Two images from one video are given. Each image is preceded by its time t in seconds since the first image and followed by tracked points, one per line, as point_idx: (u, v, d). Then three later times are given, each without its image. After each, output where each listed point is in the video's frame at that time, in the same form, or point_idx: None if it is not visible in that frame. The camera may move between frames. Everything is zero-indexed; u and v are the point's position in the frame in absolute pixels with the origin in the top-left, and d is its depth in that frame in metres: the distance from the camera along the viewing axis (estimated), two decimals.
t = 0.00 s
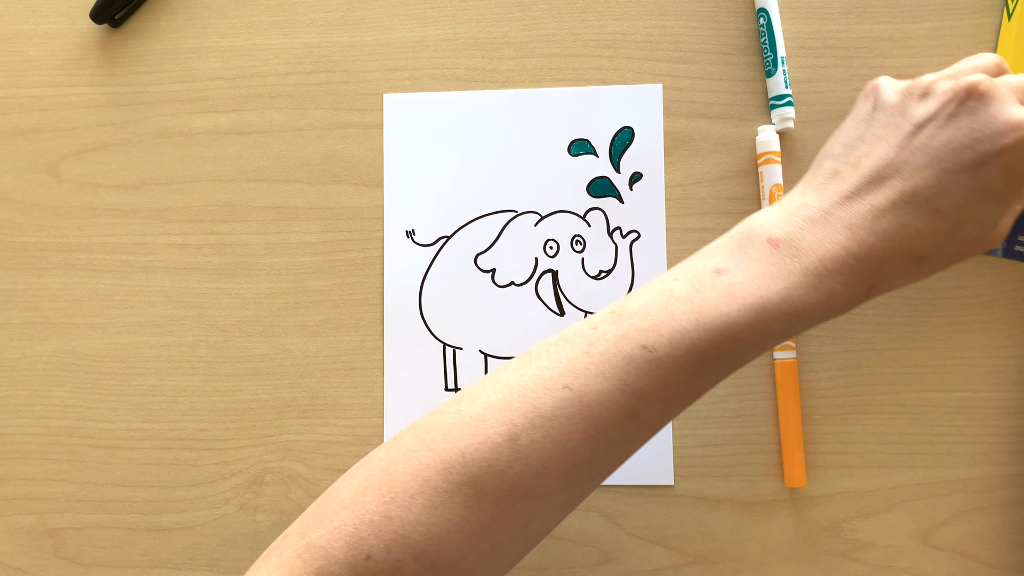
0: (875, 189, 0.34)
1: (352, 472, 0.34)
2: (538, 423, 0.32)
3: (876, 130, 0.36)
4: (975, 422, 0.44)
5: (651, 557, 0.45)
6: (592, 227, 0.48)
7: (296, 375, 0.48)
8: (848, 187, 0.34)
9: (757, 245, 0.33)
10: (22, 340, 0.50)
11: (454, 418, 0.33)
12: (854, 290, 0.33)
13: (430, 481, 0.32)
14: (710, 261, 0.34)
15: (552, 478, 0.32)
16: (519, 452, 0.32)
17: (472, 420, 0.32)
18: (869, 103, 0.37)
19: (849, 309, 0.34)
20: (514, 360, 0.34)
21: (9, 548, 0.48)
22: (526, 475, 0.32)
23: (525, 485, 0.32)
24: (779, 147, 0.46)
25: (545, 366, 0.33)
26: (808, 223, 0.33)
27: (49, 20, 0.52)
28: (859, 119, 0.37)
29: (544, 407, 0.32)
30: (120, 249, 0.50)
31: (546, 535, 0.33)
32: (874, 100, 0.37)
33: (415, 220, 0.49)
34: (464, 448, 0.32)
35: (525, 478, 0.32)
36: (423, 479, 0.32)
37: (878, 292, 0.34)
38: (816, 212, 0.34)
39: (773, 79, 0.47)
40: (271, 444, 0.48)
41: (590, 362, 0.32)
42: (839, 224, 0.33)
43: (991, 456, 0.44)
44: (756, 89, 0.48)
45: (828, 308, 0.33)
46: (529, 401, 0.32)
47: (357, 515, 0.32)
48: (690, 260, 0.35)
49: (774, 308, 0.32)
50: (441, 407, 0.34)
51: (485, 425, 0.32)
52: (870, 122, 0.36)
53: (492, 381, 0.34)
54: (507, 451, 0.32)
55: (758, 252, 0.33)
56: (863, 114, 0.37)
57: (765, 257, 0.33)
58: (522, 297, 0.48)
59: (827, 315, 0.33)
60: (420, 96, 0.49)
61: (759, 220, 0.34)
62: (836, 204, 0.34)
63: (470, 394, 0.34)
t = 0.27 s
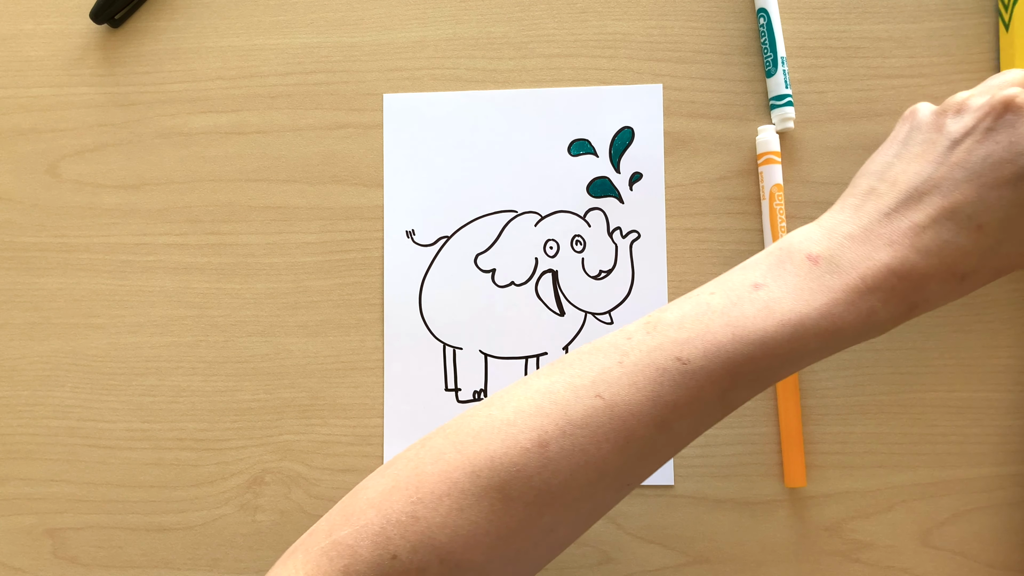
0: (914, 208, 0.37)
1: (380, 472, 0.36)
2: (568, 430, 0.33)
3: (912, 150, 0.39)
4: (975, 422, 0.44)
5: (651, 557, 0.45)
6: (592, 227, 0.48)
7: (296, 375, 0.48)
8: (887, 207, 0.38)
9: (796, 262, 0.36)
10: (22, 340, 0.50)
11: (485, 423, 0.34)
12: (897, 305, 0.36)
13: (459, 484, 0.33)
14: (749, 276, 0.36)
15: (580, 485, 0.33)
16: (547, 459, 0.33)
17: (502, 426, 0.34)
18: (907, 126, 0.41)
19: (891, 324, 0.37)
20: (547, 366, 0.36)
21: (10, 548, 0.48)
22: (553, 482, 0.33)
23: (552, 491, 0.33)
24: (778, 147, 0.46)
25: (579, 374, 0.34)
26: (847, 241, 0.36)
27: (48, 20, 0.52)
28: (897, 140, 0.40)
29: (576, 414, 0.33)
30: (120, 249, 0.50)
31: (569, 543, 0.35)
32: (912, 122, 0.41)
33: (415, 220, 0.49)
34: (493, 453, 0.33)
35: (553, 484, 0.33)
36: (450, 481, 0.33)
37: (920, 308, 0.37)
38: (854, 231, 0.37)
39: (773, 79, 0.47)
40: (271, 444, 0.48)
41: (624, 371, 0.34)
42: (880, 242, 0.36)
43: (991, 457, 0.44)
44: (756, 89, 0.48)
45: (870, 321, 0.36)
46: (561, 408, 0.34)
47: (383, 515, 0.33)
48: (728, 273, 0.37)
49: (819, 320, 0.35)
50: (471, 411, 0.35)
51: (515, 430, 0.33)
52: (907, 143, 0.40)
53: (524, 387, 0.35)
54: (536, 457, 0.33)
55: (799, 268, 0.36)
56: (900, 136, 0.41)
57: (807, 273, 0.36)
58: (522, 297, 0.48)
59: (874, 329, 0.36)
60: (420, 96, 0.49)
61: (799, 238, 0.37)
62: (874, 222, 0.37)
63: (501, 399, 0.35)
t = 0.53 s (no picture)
0: (914, 213, 0.36)
1: (384, 469, 0.36)
2: (571, 431, 0.33)
3: (911, 153, 0.38)
4: (975, 422, 0.44)
5: (651, 557, 0.45)
6: (592, 228, 0.48)
7: (296, 375, 0.48)
8: (888, 212, 0.37)
9: (797, 266, 0.36)
10: (22, 340, 0.50)
11: (488, 422, 0.34)
12: (902, 309, 0.36)
13: (461, 482, 0.33)
14: (753, 280, 0.36)
15: (582, 486, 0.33)
16: (551, 459, 0.33)
17: (506, 425, 0.34)
18: (906, 128, 0.40)
19: (897, 329, 0.36)
20: (551, 366, 0.36)
21: (9, 548, 0.48)
22: (556, 482, 0.33)
23: (555, 492, 0.33)
24: (778, 147, 0.46)
25: (582, 375, 0.35)
26: (849, 244, 0.36)
27: (49, 20, 0.52)
28: (896, 144, 0.39)
29: (579, 415, 0.33)
30: (120, 249, 0.50)
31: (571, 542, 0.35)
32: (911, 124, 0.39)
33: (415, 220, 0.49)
34: (496, 452, 0.33)
35: (556, 484, 0.33)
36: (453, 479, 0.33)
37: (925, 312, 0.36)
38: (854, 236, 0.36)
39: (773, 79, 0.47)
40: (271, 444, 0.48)
41: (627, 373, 0.34)
42: (882, 248, 0.36)
43: (991, 457, 0.44)
44: (756, 89, 0.48)
45: (874, 326, 0.35)
46: (564, 409, 0.34)
47: (386, 511, 0.34)
48: (730, 277, 0.37)
49: (822, 325, 0.34)
50: (475, 410, 0.35)
51: (518, 430, 0.34)
52: (906, 146, 0.39)
53: (528, 386, 0.35)
54: (539, 457, 0.33)
55: (801, 273, 0.36)
56: (899, 138, 0.40)
57: (809, 279, 0.35)
58: (522, 297, 0.48)
59: (878, 334, 0.36)
60: (420, 96, 0.49)
61: (802, 241, 0.37)
62: (875, 229, 0.36)
63: (504, 398, 0.35)
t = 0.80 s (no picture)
0: (915, 222, 0.36)
1: (389, 470, 0.36)
2: (578, 437, 0.34)
3: (912, 159, 0.38)
4: (975, 422, 0.44)
5: (651, 557, 0.45)
6: (592, 228, 0.48)
7: (296, 375, 0.48)
8: (889, 220, 0.37)
9: (800, 274, 0.36)
10: (22, 340, 0.50)
11: (494, 427, 0.34)
12: (901, 318, 0.36)
13: (468, 487, 0.34)
14: (755, 286, 0.36)
15: (587, 491, 0.34)
16: (557, 465, 0.33)
17: (512, 430, 0.34)
18: (906, 132, 0.39)
19: (893, 337, 0.36)
20: (556, 370, 0.36)
21: (9, 548, 0.48)
22: (561, 487, 0.34)
23: (560, 497, 0.34)
24: (778, 147, 0.46)
25: (587, 381, 0.35)
26: (851, 252, 0.36)
27: (49, 20, 0.52)
28: (895, 148, 0.39)
29: (585, 422, 0.34)
30: (120, 249, 0.50)
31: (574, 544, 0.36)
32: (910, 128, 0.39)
33: (415, 220, 0.49)
34: (503, 457, 0.34)
35: (561, 489, 0.34)
36: (460, 484, 0.34)
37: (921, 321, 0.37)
38: (855, 244, 0.36)
39: (773, 79, 0.47)
40: (271, 444, 0.48)
41: (632, 380, 0.34)
42: (883, 257, 0.36)
43: (991, 456, 0.44)
44: (756, 89, 0.48)
45: (872, 336, 0.36)
46: (570, 415, 0.34)
47: (393, 514, 0.34)
48: (731, 282, 0.37)
49: (823, 335, 0.35)
50: (480, 414, 0.36)
51: (525, 436, 0.34)
52: (906, 151, 0.38)
53: (533, 391, 0.35)
54: (545, 463, 0.33)
55: (803, 282, 0.35)
56: (899, 141, 0.39)
57: (811, 288, 0.35)
58: (522, 297, 0.48)
59: (874, 343, 0.36)
60: (420, 96, 0.49)
61: (804, 246, 0.37)
62: (876, 236, 0.36)
63: (510, 403, 0.35)
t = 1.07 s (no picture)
0: (900, 199, 0.36)
1: (377, 455, 0.36)
2: (563, 417, 0.34)
3: (902, 137, 0.38)
4: (974, 422, 0.44)
5: (651, 557, 0.45)
6: (592, 228, 0.48)
7: (296, 375, 0.48)
8: (874, 197, 0.36)
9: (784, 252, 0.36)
10: (22, 340, 0.50)
11: (480, 407, 0.35)
12: (884, 295, 0.36)
13: (454, 467, 0.34)
14: (738, 264, 0.36)
15: (573, 470, 0.34)
16: (542, 445, 0.33)
17: (497, 411, 0.34)
18: (897, 111, 0.39)
19: (876, 314, 0.37)
20: (541, 351, 0.36)
21: (9, 548, 0.48)
22: (547, 467, 0.33)
23: (546, 477, 0.34)
24: (778, 147, 0.46)
25: (571, 361, 0.35)
26: (837, 231, 0.36)
27: (49, 20, 0.52)
28: (885, 126, 0.39)
29: (569, 401, 0.34)
30: (120, 249, 0.50)
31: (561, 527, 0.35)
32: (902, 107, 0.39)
33: (415, 220, 0.49)
34: (489, 437, 0.34)
35: (547, 468, 0.34)
36: (447, 465, 0.34)
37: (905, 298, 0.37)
38: (840, 221, 0.36)
39: (773, 79, 0.47)
40: (271, 444, 0.48)
41: (617, 359, 0.34)
42: (866, 233, 0.36)
43: (990, 456, 0.44)
44: (756, 89, 0.48)
45: (856, 311, 0.36)
46: (555, 395, 0.34)
47: (380, 497, 0.34)
48: (717, 261, 0.37)
49: (806, 311, 0.35)
50: (467, 395, 0.36)
51: (510, 416, 0.34)
52: (896, 129, 0.38)
53: (519, 372, 0.36)
54: (530, 443, 0.33)
55: (786, 259, 0.36)
56: (889, 121, 0.39)
57: (794, 265, 0.35)
58: (522, 297, 0.48)
59: (856, 320, 0.36)
60: (420, 96, 0.49)
61: (789, 224, 0.37)
62: (860, 214, 0.36)
63: (496, 384, 0.35)
